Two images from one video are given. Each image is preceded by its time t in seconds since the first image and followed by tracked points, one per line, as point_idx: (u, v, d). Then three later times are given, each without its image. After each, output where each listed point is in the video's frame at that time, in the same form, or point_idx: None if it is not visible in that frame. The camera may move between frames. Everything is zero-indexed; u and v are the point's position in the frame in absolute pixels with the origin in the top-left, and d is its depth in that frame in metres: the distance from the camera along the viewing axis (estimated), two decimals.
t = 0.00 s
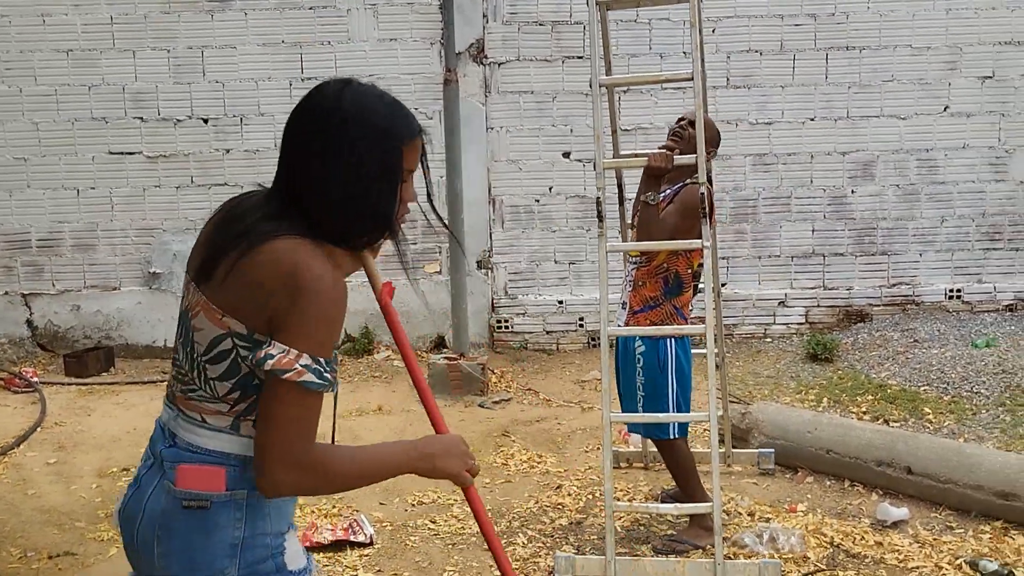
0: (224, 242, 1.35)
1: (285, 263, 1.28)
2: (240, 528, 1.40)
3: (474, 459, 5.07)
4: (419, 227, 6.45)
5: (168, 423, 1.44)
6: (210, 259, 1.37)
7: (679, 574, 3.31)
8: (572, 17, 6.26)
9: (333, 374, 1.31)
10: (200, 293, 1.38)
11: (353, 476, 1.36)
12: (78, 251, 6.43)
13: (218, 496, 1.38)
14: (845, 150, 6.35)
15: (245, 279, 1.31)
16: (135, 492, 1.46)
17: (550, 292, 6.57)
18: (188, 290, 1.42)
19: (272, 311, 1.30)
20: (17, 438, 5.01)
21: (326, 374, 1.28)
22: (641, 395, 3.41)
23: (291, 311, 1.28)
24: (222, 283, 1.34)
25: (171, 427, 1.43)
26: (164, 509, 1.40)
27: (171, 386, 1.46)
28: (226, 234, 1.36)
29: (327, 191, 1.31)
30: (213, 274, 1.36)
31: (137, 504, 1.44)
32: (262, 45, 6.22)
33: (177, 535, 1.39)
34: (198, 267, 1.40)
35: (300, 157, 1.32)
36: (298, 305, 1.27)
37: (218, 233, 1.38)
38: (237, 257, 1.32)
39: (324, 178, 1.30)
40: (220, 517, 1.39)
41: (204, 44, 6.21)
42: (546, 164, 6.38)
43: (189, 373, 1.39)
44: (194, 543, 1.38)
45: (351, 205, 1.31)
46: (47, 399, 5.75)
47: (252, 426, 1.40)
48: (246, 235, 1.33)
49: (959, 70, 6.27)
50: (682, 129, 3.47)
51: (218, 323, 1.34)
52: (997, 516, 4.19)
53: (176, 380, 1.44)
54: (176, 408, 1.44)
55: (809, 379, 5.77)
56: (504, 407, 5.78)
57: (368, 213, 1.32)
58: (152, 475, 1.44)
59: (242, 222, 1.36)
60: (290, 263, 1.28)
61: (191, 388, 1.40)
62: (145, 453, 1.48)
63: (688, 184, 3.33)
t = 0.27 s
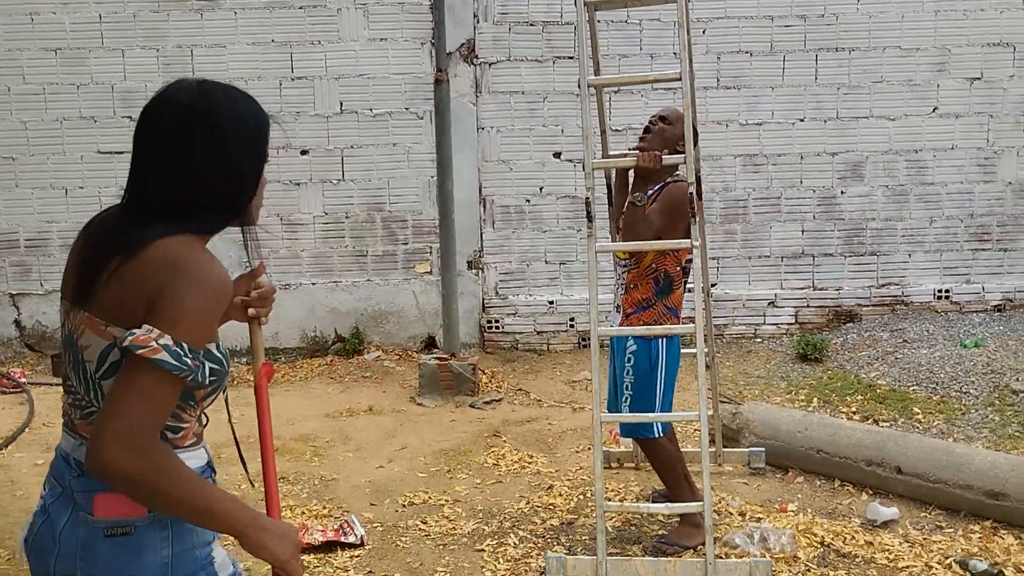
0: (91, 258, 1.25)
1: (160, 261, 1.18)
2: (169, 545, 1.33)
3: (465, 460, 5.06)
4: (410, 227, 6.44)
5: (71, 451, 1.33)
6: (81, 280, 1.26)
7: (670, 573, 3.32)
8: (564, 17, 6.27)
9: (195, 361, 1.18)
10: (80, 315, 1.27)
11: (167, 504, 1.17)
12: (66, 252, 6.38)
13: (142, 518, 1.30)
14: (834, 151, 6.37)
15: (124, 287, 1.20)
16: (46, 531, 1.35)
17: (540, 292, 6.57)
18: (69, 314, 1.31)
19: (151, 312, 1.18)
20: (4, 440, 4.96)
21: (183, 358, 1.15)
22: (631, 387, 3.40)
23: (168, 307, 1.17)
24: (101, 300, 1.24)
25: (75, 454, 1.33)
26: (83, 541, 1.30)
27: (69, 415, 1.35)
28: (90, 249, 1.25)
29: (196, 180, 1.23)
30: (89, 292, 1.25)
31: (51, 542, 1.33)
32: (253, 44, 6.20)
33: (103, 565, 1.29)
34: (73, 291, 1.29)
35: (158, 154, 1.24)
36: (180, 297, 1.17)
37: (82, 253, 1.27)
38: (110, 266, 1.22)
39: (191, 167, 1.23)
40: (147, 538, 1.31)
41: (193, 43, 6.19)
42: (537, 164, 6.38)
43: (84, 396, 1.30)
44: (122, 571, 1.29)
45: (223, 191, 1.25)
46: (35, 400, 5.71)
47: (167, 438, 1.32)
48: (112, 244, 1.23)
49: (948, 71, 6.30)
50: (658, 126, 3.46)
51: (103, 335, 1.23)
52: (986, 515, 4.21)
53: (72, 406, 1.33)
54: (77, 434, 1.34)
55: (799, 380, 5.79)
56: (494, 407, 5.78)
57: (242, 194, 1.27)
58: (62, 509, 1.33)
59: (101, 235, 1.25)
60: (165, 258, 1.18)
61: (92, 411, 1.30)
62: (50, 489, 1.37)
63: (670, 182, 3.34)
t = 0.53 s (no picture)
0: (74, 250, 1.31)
1: (165, 247, 1.29)
2: (170, 531, 1.37)
3: (467, 460, 5.06)
4: (411, 227, 6.44)
5: (57, 453, 1.37)
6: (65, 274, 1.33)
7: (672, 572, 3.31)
8: (565, 17, 6.27)
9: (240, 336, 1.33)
10: (70, 309, 1.34)
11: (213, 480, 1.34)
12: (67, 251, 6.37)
13: (141, 507, 1.34)
14: (835, 152, 6.38)
15: (126, 277, 1.30)
16: (37, 537, 1.38)
17: (541, 292, 6.57)
18: (53, 310, 1.36)
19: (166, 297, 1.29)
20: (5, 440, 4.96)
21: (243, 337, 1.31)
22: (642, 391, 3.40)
23: (183, 288, 1.29)
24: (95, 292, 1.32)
25: (62, 456, 1.36)
26: (82, 538, 1.34)
27: (54, 417, 1.39)
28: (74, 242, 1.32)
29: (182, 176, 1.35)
30: (81, 286, 1.32)
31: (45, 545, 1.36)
32: (253, 44, 6.19)
33: (106, 557, 1.33)
34: (54, 286, 1.36)
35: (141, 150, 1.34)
36: (193, 279, 1.28)
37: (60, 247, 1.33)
38: (108, 257, 1.30)
39: (178, 164, 1.34)
40: (148, 526, 1.35)
41: (194, 43, 6.18)
42: (538, 164, 6.38)
43: (78, 392, 1.35)
44: (126, 560, 1.34)
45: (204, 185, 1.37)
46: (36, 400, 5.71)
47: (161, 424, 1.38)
48: (102, 236, 1.31)
49: (949, 71, 6.31)
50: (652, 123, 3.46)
51: (112, 327, 1.31)
52: (988, 515, 4.21)
53: (59, 408, 1.38)
54: (64, 436, 1.37)
55: (800, 380, 5.79)
56: (495, 407, 5.78)
57: (217, 190, 1.38)
58: (53, 511, 1.36)
59: (81, 228, 1.32)
60: (169, 245, 1.29)
61: (84, 407, 1.35)
62: (37, 495, 1.40)
63: (668, 178, 3.33)
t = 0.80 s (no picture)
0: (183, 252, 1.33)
1: (283, 272, 1.37)
2: (222, 530, 1.41)
3: (469, 461, 5.06)
4: (413, 227, 6.44)
5: (109, 446, 1.36)
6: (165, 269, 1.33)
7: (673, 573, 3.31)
8: (567, 18, 6.28)
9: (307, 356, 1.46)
10: (167, 302, 1.34)
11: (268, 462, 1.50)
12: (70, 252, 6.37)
13: (199, 505, 1.38)
14: (838, 152, 6.38)
15: (237, 289, 1.34)
16: (78, 535, 1.36)
17: (543, 293, 6.57)
18: (145, 299, 1.34)
19: (273, 320, 1.37)
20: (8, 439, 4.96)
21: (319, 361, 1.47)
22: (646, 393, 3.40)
23: (293, 318, 1.38)
24: (197, 293, 1.34)
25: (115, 450, 1.36)
26: (136, 535, 1.35)
27: (111, 409, 1.38)
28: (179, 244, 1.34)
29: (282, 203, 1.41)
30: (185, 282, 1.34)
31: (91, 540, 1.35)
32: (256, 45, 6.20)
33: (162, 554, 1.35)
34: (148, 274, 1.34)
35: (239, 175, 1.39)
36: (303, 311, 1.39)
37: (163, 245, 1.34)
38: (221, 266, 1.34)
39: (280, 190, 1.39)
40: (203, 524, 1.39)
41: (196, 43, 6.18)
42: (540, 165, 6.38)
43: (154, 384, 1.35)
44: (183, 557, 1.36)
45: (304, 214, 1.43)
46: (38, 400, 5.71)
47: (221, 427, 1.43)
48: (214, 246, 1.35)
49: (951, 72, 6.31)
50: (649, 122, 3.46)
51: (214, 329, 1.34)
52: (991, 516, 4.21)
53: (122, 398, 1.37)
54: (120, 428, 1.37)
55: (802, 380, 5.80)
56: (498, 408, 5.78)
57: (310, 218, 1.44)
58: (101, 507, 1.36)
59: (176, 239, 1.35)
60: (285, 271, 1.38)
61: (153, 400, 1.35)
62: (77, 493, 1.38)
63: (670, 176, 3.32)
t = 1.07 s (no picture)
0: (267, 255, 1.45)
1: (359, 282, 1.46)
2: (270, 524, 1.46)
3: (474, 460, 5.07)
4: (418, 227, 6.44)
5: (166, 433, 1.43)
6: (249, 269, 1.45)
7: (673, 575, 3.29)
8: (572, 18, 6.28)
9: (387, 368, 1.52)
10: (241, 296, 1.43)
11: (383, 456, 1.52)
12: (76, 252, 6.39)
13: (250, 494, 1.42)
14: (843, 152, 6.38)
15: (311, 290, 1.43)
16: (132, 517, 1.42)
17: (548, 293, 6.57)
18: (221, 291, 1.45)
19: (344, 323, 1.45)
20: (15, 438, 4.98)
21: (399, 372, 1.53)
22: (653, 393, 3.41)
23: (364, 324, 1.46)
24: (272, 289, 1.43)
25: (171, 436, 1.43)
26: (186, 519, 1.40)
27: (173, 396, 1.46)
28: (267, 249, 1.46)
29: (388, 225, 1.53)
30: (266, 280, 1.44)
31: (143, 522, 1.41)
32: (261, 45, 6.20)
33: (211, 539, 1.40)
34: (228, 271, 1.46)
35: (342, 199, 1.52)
36: (374, 320, 1.47)
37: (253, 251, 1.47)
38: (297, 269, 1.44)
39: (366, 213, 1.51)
40: (252, 515, 1.43)
41: (201, 43, 6.19)
42: (545, 165, 6.39)
43: (216, 370, 1.42)
44: (230, 544, 1.41)
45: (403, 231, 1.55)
46: (45, 399, 5.73)
47: (277, 427, 1.47)
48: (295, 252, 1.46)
49: (957, 72, 6.30)
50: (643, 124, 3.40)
51: (280, 322, 1.42)
52: (997, 517, 4.21)
53: (185, 385, 1.45)
54: (179, 414, 1.45)
55: (807, 380, 5.79)
56: (503, 408, 5.78)
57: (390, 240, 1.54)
58: (155, 490, 1.42)
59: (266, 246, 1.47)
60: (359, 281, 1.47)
61: (215, 386, 1.43)
62: (133, 476, 1.45)
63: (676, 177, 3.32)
